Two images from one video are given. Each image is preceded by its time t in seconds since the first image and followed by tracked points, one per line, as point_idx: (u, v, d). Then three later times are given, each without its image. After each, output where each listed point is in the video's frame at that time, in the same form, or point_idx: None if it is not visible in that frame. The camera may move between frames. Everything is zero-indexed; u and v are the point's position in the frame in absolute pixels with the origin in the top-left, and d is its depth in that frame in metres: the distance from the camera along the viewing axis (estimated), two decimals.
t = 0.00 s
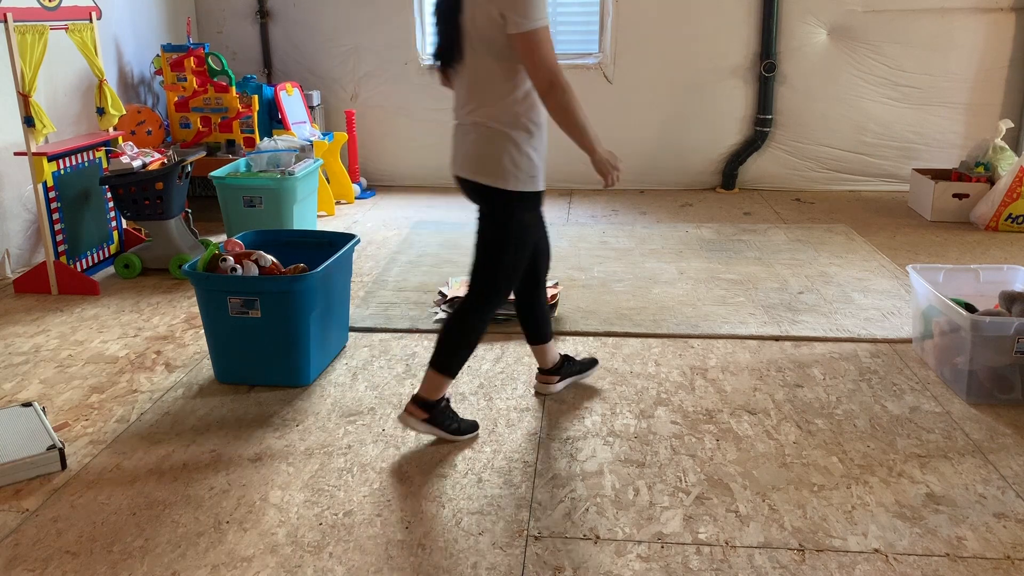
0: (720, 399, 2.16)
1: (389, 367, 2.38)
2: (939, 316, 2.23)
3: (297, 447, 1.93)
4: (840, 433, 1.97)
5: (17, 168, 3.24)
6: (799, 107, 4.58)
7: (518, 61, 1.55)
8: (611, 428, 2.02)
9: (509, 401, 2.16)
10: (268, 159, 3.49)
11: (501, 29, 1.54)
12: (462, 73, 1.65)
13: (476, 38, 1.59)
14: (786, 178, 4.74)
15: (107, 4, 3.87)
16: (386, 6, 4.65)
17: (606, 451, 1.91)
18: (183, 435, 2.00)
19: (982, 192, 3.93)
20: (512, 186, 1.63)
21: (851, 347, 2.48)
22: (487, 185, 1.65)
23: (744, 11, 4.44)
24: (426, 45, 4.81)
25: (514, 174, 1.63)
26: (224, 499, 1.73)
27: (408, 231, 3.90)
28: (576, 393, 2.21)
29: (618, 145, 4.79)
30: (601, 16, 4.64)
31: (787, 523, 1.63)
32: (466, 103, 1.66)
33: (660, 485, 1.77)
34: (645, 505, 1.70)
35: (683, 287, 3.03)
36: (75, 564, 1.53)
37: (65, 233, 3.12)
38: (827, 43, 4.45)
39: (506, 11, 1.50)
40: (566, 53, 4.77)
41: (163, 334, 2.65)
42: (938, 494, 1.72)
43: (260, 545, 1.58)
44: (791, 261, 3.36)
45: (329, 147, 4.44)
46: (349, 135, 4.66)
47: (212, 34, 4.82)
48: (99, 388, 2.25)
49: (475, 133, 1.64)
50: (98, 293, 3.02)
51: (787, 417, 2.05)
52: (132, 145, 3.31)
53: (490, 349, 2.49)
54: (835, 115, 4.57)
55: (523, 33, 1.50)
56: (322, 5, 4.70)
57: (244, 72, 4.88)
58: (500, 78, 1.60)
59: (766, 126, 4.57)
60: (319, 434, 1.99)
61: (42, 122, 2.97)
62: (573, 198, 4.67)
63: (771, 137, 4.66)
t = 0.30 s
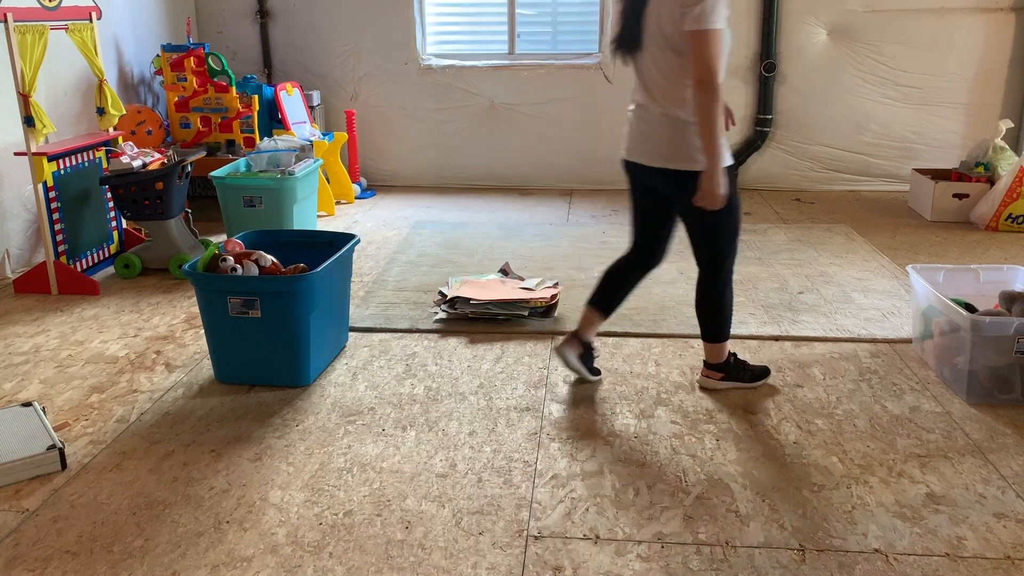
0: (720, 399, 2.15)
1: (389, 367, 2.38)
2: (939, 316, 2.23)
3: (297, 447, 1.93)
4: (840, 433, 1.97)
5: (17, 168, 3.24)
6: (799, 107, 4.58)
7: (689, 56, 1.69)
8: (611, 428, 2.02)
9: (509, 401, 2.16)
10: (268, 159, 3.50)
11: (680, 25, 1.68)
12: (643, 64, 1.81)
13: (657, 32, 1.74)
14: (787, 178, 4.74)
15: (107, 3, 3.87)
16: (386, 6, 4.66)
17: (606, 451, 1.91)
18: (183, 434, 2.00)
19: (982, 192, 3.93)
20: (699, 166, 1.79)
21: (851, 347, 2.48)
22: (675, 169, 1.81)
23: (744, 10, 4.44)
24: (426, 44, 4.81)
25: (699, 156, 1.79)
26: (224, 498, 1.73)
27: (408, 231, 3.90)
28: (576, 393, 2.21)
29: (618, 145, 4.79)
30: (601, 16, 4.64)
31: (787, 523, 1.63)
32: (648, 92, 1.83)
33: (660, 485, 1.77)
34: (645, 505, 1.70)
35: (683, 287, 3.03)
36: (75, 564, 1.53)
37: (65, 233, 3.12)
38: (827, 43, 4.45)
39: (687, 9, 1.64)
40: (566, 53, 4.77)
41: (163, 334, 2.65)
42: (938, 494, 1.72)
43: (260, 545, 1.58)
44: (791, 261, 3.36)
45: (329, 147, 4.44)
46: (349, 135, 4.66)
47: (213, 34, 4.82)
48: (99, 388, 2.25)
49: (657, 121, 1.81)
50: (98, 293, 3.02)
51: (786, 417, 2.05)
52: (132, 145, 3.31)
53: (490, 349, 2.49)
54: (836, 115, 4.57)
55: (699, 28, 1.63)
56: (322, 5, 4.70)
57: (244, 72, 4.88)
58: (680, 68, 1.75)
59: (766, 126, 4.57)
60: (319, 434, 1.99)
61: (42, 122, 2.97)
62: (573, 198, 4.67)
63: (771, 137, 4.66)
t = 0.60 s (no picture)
0: (720, 399, 2.15)
1: (389, 367, 2.37)
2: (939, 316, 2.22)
3: (297, 447, 1.93)
4: (840, 433, 1.97)
5: (17, 168, 3.24)
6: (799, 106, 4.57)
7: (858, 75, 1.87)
8: (611, 428, 2.02)
9: (509, 401, 2.16)
10: (268, 160, 3.50)
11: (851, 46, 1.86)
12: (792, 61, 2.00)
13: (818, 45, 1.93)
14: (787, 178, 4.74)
15: (107, 3, 3.87)
16: (386, 6, 4.65)
17: (606, 451, 1.91)
18: (183, 434, 2.00)
19: (982, 191, 3.93)
20: (812, 161, 1.98)
21: (851, 347, 2.48)
22: (793, 158, 2.02)
23: (744, 10, 4.44)
24: (426, 44, 4.81)
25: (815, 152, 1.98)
26: (224, 498, 1.73)
27: (408, 231, 3.90)
28: (576, 393, 2.21)
29: (619, 145, 4.79)
30: (601, 16, 4.64)
31: (787, 523, 1.63)
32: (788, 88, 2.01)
33: (660, 485, 1.77)
34: (645, 505, 1.70)
35: (683, 287, 3.03)
36: (75, 564, 1.53)
37: (65, 233, 3.12)
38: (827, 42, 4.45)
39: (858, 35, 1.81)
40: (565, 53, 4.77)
41: (163, 334, 2.65)
42: (938, 494, 1.72)
43: (260, 545, 1.58)
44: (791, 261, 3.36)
45: (329, 147, 4.43)
46: (349, 135, 4.66)
47: (212, 34, 4.82)
48: (99, 388, 2.25)
49: (792, 112, 2.01)
50: (98, 293, 3.02)
51: (786, 417, 2.05)
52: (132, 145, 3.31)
53: (490, 349, 2.49)
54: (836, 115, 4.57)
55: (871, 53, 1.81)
56: (322, 5, 4.70)
57: (244, 72, 4.88)
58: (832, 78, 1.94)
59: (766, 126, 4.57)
60: (319, 434, 1.99)
61: (42, 122, 2.97)
62: (573, 198, 4.67)
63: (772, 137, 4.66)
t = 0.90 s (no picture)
0: (720, 399, 2.15)
1: (389, 367, 2.37)
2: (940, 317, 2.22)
3: (297, 447, 1.93)
4: (840, 433, 1.97)
5: (17, 168, 3.24)
6: (799, 106, 4.57)
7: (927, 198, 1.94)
8: (611, 428, 2.02)
9: (509, 401, 2.16)
10: (268, 159, 3.50)
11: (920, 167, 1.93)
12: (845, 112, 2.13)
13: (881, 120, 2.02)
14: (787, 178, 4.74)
15: (108, 3, 3.86)
16: (385, 6, 4.65)
17: (606, 452, 1.91)
18: (183, 434, 2.00)
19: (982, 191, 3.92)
20: (822, 186, 2.19)
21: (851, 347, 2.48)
22: (808, 182, 2.22)
23: (744, 10, 4.43)
24: (426, 44, 4.81)
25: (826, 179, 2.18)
26: (224, 498, 1.73)
27: (408, 231, 3.90)
28: (576, 393, 2.21)
29: (619, 145, 4.79)
30: (601, 16, 4.64)
31: (787, 523, 1.63)
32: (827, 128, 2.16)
33: (660, 485, 1.77)
34: (645, 505, 1.70)
35: (683, 287, 3.03)
36: (75, 564, 1.53)
37: (65, 233, 3.12)
38: (827, 43, 4.45)
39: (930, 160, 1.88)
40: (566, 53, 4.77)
41: (163, 334, 2.65)
42: (938, 494, 1.72)
43: (260, 545, 1.58)
44: (792, 261, 3.36)
45: (329, 147, 4.43)
46: (349, 135, 4.67)
47: (213, 34, 4.82)
48: (99, 388, 2.25)
49: (823, 147, 2.16)
50: (98, 293, 3.02)
51: (786, 417, 2.05)
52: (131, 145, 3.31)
53: (490, 349, 2.49)
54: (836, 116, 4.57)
55: (937, 171, 1.88)
56: (322, 5, 4.70)
57: (244, 72, 4.88)
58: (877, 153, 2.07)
59: (766, 126, 4.57)
60: (319, 434, 1.99)
61: (42, 122, 2.97)
62: (573, 198, 4.67)
63: (772, 137, 4.66)
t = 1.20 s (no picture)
0: (721, 399, 2.15)
1: (389, 367, 2.37)
2: (942, 317, 2.22)
3: (297, 447, 1.93)
4: (840, 433, 1.97)
5: (17, 168, 3.24)
6: (799, 106, 4.57)
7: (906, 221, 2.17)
8: (611, 428, 2.02)
9: (509, 401, 2.16)
10: (268, 159, 3.50)
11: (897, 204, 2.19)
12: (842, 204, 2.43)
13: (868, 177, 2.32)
14: (786, 178, 4.74)
15: (108, 3, 3.86)
16: (385, 6, 4.65)
17: (606, 452, 1.91)
18: (183, 434, 2.00)
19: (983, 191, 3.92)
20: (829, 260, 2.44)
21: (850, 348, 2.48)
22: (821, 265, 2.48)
23: (744, 10, 4.43)
24: (426, 44, 4.81)
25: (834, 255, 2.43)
26: (224, 498, 1.73)
27: (408, 231, 3.90)
28: (576, 393, 2.21)
29: (618, 145, 4.79)
30: (601, 16, 4.64)
31: (787, 523, 1.63)
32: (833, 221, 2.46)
33: (660, 485, 1.77)
34: (645, 505, 1.70)
35: (683, 287, 3.03)
36: (75, 564, 1.53)
37: (65, 233, 3.12)
38: (827, 43, 4.45)
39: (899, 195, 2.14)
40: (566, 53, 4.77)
41: (163, 334, 2.65)
42: (938, 494, 1.72)
43: (260, 545, 1.58)
44: (791, 261, 3.36)
45: (329, 147, 4.44)
46: (349, 136, 4.67)
47: (213, 34, 4.82)
48: (99, 388, 2.25)
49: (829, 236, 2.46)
50: (98, 293, 3.02)
51: (787, 417, 2.05)
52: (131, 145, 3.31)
53: (490, 349, 2.49)
54: (836, 116, 4.57)
55: (906, 202, 2.12)
56: (322, 5, 4.70)
57: (244, 72, 4.88)
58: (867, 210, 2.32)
59: (766, 126, 4.57)
60: (319, 434, 1.99)
61: (42, 122, 2.97)
62: (573, 198, 4.67)
63: (771, 137, 4.66)
